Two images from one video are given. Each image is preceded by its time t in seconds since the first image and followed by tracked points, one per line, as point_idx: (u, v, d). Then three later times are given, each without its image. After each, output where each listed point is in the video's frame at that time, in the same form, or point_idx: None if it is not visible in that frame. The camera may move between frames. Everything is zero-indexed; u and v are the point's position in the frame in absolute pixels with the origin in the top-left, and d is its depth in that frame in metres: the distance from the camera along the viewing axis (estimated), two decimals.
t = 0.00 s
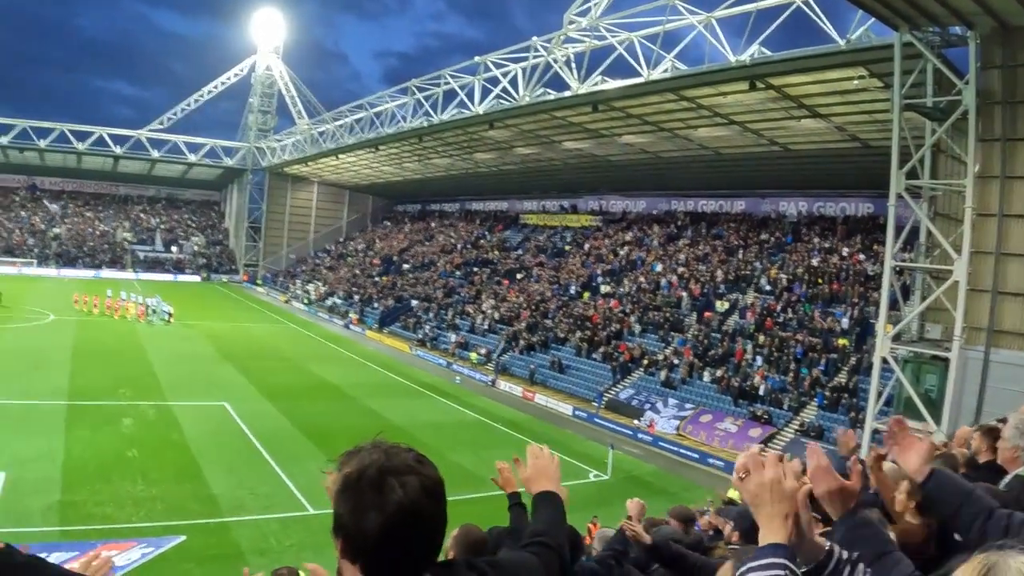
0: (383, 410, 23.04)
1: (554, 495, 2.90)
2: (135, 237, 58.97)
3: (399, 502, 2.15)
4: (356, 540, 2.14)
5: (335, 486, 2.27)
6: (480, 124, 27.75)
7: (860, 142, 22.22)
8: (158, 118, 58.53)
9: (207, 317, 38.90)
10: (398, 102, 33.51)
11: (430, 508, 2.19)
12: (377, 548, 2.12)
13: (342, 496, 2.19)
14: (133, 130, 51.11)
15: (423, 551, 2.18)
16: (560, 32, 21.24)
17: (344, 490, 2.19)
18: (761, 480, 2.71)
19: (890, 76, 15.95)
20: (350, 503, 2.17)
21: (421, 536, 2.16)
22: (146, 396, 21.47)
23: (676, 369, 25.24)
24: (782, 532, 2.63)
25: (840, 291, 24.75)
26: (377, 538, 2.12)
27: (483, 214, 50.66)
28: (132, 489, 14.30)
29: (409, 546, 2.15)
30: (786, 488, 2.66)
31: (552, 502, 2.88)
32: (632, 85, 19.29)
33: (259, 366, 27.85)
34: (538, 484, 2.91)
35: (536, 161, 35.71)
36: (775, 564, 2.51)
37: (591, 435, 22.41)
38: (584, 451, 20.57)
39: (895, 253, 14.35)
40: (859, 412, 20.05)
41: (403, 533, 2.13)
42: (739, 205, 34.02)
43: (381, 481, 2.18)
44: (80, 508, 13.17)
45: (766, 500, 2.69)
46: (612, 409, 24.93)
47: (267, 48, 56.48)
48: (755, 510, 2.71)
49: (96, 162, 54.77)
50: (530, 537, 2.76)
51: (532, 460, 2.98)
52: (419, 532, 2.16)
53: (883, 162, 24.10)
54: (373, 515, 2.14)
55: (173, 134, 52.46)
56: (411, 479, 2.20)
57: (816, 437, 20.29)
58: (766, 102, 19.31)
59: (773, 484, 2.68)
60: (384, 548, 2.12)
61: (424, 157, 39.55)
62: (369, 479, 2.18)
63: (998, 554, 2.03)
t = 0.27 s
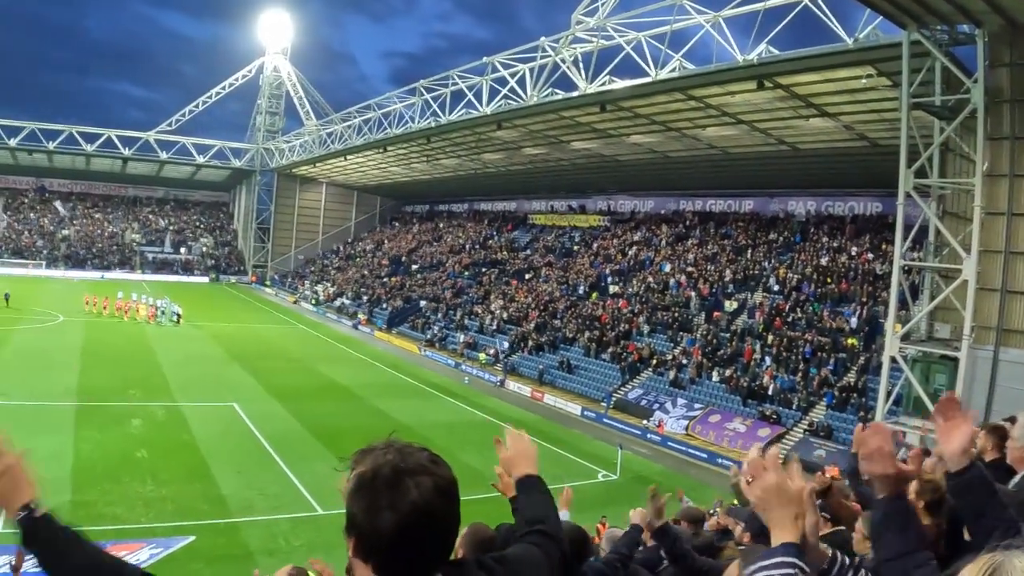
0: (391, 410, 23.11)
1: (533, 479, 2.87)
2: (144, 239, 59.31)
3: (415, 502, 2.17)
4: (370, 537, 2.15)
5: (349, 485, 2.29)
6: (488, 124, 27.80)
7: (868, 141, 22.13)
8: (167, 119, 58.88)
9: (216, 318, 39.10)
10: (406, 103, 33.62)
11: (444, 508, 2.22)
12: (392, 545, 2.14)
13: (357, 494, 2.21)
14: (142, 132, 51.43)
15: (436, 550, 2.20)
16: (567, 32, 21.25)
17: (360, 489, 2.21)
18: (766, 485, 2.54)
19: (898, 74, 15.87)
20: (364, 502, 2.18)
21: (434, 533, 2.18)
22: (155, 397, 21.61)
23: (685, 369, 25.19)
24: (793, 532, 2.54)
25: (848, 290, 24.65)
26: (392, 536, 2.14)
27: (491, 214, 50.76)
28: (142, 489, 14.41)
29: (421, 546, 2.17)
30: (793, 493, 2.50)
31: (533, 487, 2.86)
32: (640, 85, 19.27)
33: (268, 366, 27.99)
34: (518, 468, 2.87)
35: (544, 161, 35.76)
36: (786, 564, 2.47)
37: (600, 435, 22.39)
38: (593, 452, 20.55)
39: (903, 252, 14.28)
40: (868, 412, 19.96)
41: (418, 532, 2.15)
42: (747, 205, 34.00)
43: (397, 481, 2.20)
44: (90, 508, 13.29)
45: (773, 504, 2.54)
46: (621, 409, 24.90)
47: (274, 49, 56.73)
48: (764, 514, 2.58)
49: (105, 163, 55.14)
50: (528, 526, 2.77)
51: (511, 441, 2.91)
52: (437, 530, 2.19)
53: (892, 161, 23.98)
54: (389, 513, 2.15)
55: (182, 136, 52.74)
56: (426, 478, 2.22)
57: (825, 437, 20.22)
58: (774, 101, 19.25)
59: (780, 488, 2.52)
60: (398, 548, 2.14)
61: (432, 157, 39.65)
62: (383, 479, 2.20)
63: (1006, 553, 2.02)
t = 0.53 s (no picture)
0: (402, 410, 23.19)
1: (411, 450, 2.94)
2: (156, 240, 59.77)
3: (433, 503, 2.18)
4: (389, 538, 2.17)
5: (367, 488, 2.31)
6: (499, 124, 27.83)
7: (879, 139, 21.98)
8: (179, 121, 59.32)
9: (228, 318, 39.35)
10: (417, 103, 33.74)
11: (463, 510, 2.23)
12: (411, 546, 2.15)
13: (375, 495, 2.23)
14: (154, 134, 51.84)
15: (454, 553, 2.20)
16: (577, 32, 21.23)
17: (377, 491, 2.23)
18: (777, 487, 2.56)
19: (909, 72, 15.76)
20: (382, 504, 2.20)
21: (452, 535, 2.19)
22: (168, 398, 21.77)
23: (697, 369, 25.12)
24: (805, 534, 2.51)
25: (860, 289, 24.50)
26: (410, 538, 2.15)
27: (503, 214, 50.83)
28: (156, 490, 14.55)
29: (438, 549, 2.17)
30: (805, 492, 2.52)
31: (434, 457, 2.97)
32: (651, 84, 19.22)
33: (279, 367, 28.17)
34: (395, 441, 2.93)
35: (555, 161, 35.78)
36: (794, 565, 2.41)
37: (612, 435, 22.35)
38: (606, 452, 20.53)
39: (915, 250, 14.17)
40: (881, 411, 19.84)
41: (435, 534, 2.16)
42: (759, 204, 33.90)
43: (415, 483, 2.22)
44: (102, 509, 13.43)
45: (786, 505, 2.55)
46: (634, 408, 24.85)
47: (284, 50, 57.04)
48: (776, 516, 2.57)
49: (117, 165, 55.61)
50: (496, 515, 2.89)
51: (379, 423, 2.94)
52: (455, 531, 2.19)
53: (905, 159, 23.79)
54: (407, 514, 2.17)
55: (194, 137, 53.11)
56: (443, 481, 2.23)
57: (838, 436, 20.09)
58: (786, 99, 19.16)
59: (792, 489, 2.54)
60: (416, 550, 2.15)
61: (443, 158, 39.73)
62: (401, 481, 2.22)
63: (1013, 554, 2.00)
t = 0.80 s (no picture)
0: (416, 408, 23.31)
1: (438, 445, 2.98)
2: (170, 239, 60.30)
3: (445, 497, 2.23)
4: (402, 533, 2.22)
5: (380, 483, 2.37)
6: (512, 122, 27.86)
7: (893, 136, 21.79)
8: (192, 120, 59.80)
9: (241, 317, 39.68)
10: (430, 101, 33.85)
11: (475, 505, 2.27)
12: (423, 541, 2.20)
13: (389, 489, 2.29)
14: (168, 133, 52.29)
15: (466, 546, 2.25)
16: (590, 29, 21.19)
17: (391, 485, 2.29)
18: (787, 487, 2.59)
19: (923, 69, 15.62)
20: (395, 498, 2.25)
21: (465, 529, 2.23)
22: (181, 396, 21.97)
23: (711, 367, 25.05)
24: (814, 534, 2.54)
25: (875, 286, 24.36)
26: (422, 533, 2.20)
27: (516, 212, 50.90)
28: (170, 488, 14.73)
29: (451, 543, 2.22)
30: (816, 493, 2.53)
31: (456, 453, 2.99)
32: (664, 81, 19.17)
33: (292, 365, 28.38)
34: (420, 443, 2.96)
35: (568, 159, 35.76)
36: (804, 566, 2.47)
37: (625, 433, 22.36)
38: (620, 449, 20.53)
39: (930, 248, 14.05)
40: (895, 409, 19.71)
41: (447, 529, 2.20)
42: (773, 201, 33.79)
43: (428, 477, 2.27)
44: (116, 506, 13.61)
45: (796, 505, 2.57)
46: (647, 406, 24.80)
47: (297, 49, 57.33)
48: (787, 514, 2.60)
49: (131, 164, 56.11)
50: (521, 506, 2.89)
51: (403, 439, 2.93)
52: (467, 525, 2.24)
53: (920, 156, 23.57)
54: (420, 509, 2.22)
55: (207, 136, 53.50)
56: (456, 475, 2.28)
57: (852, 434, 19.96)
58: (799, 96, 19.05)
59: (802, 489, 2.56)
60: (428, 544, 2.20)
61: (457, 156, 39.79)
62: (415, 475, 2.28)
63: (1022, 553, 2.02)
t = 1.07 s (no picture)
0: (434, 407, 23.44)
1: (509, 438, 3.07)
2: (189, 239, 61.02)
3: (471, 495, 2.28)
4: (426, 528, 2.26)
5: (407, 479, 2.43)
6: (529, 121, 27.91)
7: (912, 134, 21.55)
8: (211, 120, 60.44)
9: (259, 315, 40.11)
10: (448, 100, 34.02)
11: (499, 503, 2.32)
12: (446, 537, 2.24)
13: (414, 486, 2.35)
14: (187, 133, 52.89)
15: (488, 544, 2.29)
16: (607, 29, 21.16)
17: (416, 481, 2.35)
18: (810, 482, 2.52)
19: (942, 67, 15.45)
20: (421, 494, 2.31)
21: (487, 525, 2.28)
22: (201, 395, 22.24)
23: (729, 366, 24.94)
24: (835, 533, 2.46)
25: (894, 286, 24.14)
26: (445, 528, 2.24)
27: (534, 211, 50.97)
28: (188, 485, 14.94)
29: (473, 540, 2.25)
30: (838, 490, 2.46)
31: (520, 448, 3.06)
32: (681, 80, 19.11)
33: (310, 364, 28.62)
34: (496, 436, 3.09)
35: (586, 158, 35.75)
36: (824, 565, 2.42)
37: (642, 432, 22.33)
38: (636, 449, 20.51)
39: (949, 248, 13.90)
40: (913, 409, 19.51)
41: (469, 525, 2.25)
42: (791, 201, 33.65)
43: (453, 475, 2.32)
44: (134, 503, 13.83)
45: (818, 501, 2.50)
46: (665, 406, 24.70)
47: (315, 49, 57.73)
48: (808, 510, 2.54)
49: (150, 164, 56.77)
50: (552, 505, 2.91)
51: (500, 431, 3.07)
52: (490, 522, 2.28)
53: (940, 154, 23.29)
54: (444, 505, 2.26)
55: (226, 136, 54.04)
56: (481, 474, 2.34)
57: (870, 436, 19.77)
58: (817, 95, 18.90)
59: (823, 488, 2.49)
60: (451, 539, 2.23)
61: (475, 155, 39.88)
62: (440, 472, 2.33)
63: None
